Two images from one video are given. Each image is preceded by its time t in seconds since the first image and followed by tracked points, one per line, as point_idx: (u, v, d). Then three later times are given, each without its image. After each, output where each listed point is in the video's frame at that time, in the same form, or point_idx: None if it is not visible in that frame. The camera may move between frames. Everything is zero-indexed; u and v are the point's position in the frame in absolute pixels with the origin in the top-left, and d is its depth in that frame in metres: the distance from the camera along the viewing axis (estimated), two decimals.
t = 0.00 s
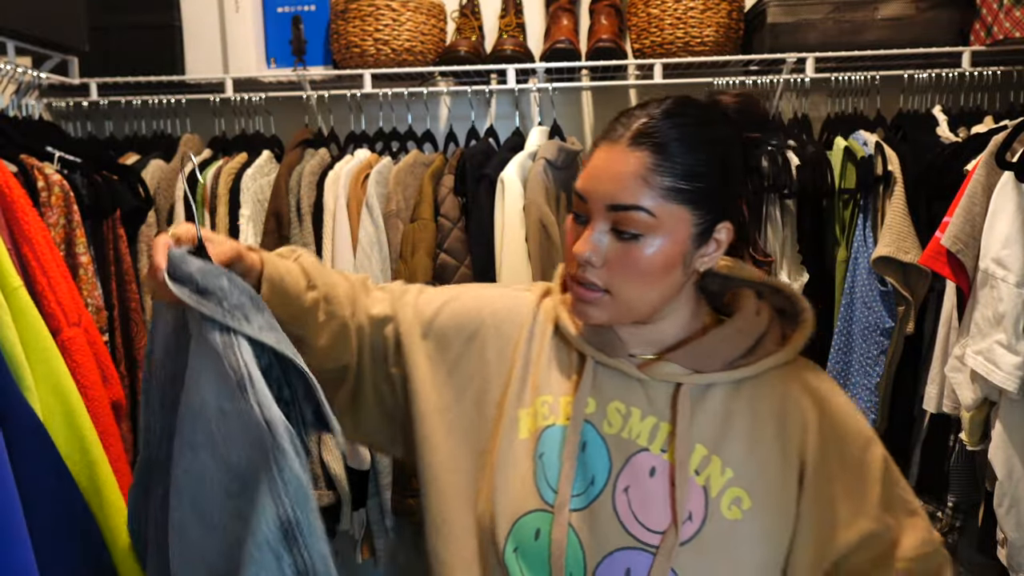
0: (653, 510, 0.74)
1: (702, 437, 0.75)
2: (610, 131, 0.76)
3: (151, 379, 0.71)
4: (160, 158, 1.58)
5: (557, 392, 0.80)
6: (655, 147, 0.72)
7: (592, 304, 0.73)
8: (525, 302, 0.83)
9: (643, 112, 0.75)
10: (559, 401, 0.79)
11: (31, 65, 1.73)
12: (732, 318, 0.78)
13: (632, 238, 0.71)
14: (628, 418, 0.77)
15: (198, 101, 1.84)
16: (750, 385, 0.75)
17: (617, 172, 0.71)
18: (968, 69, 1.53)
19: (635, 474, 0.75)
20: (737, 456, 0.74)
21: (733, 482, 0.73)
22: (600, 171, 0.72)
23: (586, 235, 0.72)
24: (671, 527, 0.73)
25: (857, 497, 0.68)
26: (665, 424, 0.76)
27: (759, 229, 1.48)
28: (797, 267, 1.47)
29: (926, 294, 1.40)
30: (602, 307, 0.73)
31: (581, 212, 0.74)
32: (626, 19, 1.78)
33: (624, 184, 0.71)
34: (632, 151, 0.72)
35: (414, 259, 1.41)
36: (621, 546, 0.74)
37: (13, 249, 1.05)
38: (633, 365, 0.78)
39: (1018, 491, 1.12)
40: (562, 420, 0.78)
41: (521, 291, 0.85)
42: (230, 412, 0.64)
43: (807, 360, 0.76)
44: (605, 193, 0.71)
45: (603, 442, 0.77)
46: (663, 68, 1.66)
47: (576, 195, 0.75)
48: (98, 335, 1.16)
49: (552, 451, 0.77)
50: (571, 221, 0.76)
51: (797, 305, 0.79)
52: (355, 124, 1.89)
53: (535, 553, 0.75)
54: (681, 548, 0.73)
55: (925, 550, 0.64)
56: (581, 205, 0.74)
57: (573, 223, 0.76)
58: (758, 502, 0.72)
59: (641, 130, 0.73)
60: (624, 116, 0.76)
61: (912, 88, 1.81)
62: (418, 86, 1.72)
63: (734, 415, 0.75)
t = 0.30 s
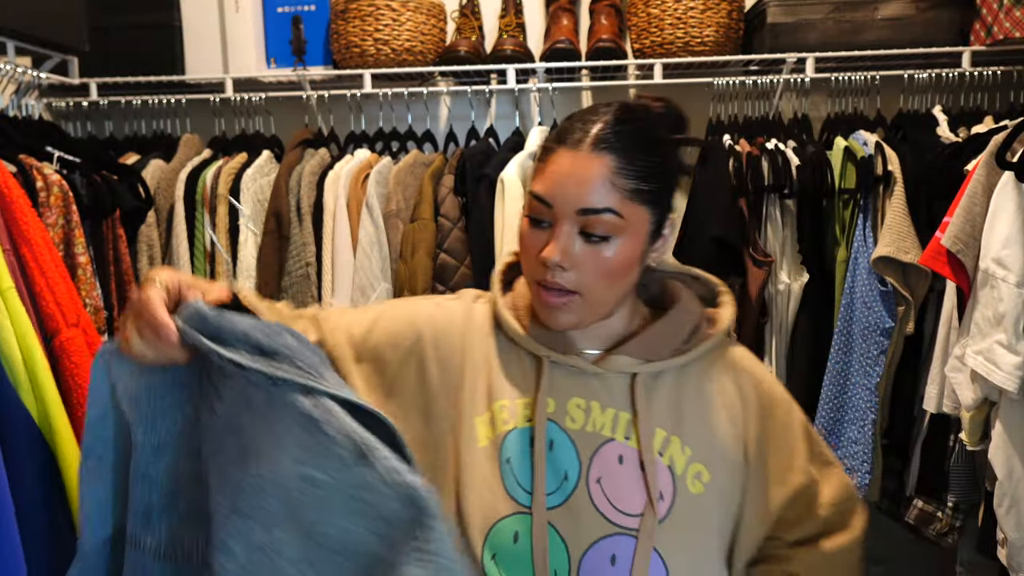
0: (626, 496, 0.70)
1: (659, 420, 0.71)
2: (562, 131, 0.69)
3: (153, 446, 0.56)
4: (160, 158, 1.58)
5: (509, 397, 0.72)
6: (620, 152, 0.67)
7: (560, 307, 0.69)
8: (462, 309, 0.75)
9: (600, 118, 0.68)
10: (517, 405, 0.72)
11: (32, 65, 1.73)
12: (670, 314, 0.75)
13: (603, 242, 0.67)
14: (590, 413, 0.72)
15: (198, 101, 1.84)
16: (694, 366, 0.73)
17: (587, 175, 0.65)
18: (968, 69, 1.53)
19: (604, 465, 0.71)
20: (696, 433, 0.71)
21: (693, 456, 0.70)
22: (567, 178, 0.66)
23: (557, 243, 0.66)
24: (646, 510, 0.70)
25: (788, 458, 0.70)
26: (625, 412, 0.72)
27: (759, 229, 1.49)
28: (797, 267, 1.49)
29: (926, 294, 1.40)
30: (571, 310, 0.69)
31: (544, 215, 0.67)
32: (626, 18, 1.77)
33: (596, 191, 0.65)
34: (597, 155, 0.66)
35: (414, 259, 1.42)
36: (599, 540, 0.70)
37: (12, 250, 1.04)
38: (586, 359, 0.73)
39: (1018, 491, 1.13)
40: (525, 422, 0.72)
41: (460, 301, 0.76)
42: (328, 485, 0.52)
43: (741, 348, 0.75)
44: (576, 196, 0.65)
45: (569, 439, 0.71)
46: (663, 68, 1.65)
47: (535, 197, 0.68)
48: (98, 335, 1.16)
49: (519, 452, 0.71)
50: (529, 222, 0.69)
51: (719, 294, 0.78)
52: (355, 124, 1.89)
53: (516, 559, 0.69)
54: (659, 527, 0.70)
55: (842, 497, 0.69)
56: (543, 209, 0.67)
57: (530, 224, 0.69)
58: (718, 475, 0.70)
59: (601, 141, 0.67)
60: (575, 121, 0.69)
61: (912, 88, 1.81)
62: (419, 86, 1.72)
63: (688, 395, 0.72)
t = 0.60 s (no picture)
0: (618, 481, 0.71)
1: (631, 398, 0.74)
2: (530, 136, 0.69)
3: None
4: (159, 158, 1.58)
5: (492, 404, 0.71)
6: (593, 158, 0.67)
7: (563, 322, 0.70)
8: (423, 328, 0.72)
9: (549, 108, 0.70)
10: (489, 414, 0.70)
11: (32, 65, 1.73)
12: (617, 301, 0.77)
13: (618, 250, 0.69)
14: (572, 406, 0.73)
15: (198, 101, 1.84)
16: (649, 350, 0.78)
17: (607, 183, 0.67)
18: (968, 69, 1.53)
19: (593, 451, 0.71)
20: (665, 409, 0.75)
21: (665, 425, 0.74)
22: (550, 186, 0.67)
23: (580, 253, 0.67)
24: (638, 489, 0.71)
25: (729, 416, 0.78)
26: (603, 399, 0.74)
27: (760, 229, 1.50)
28: (797, 268, 1.50)
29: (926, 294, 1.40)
30: (582, 315, 0.70)
31: (564, 227, 0.67)
32: (626, 18, 1.77)
33: (614, 198, 0.67)
34: (611, 163, 0.68)
35: (413, 259, 1.41)
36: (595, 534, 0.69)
37: (12, 249, 1.04)
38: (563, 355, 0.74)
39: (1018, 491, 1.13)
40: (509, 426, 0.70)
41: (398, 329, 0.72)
42: None
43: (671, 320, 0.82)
44: (598, 208, 0.67)
45: (558, 439, 0.71)
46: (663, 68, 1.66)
47: (554, 210, 0.67)
48: (98, 335, 1.16)
49: (507, 461, 0.69)
50: (540, 235, 0.67)
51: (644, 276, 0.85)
52: (355, 124, 1.89)
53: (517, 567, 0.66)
54: (651, 503, 0.71)
55: (771, 438, 0.79)
56: (562, 220, 0.67)
57: (541, 237, 0.67)
58: (687, 442, 0.75)
59: (562, 141, 0.67)
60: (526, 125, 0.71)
61: (912, 89, 1.81)
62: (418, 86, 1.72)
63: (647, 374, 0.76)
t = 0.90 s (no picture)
0: (670, 483, 0.70)
1: (666, 403, 0.74)
2: (569, 127, 0.69)
3: None
4: (160, 159, 1.58)
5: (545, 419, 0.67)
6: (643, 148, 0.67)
7: (619, 327, 0.68)
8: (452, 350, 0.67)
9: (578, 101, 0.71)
10: (541, 432, 0.67)
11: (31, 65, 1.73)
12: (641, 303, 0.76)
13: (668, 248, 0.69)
14: (616, 413, 0.71)
15: (198, 101, 1.84)
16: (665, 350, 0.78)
17: (662, 178, 0.67)
18: (968, 69, 1.53)
19: (642, 456, 0.70)
20: (688, 409, 0.76)
21: (693, 427, 0.76)
22: (606, 178, 0.65)
23: (647, 251, 0.66)
24: (690, 493, 0.71)
25: (723, 410, 0.84)
26: (640, 403, 0.73)
27: (760, 230, 1.50)
28: (798, 268, 1.50)
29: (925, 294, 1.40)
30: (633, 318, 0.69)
31: (630, 224, 0.65)
32: (626, 19, 1.77)
33: (669, 194, 0.67)
34: (661, 157, 0.68)
35: (414, 260, 1.41)
36: (664, 544, 0.68)
37: (13, 249, 1.04)
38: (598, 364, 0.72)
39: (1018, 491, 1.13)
40: (567, 443, 0.67)
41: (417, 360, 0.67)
42: None
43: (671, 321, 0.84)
44: (660, 204, 0.67)
45: (610, 447, 0.69)
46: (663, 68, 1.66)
47: (619, 207, 0.65)
48: (100, 334, 1.16)
49: (569, 479, 0.66)
50: (604, 234, 0.66)
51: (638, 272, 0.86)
52: (355, 124, 1.89)
53: None
54: (699, 498, 0.71)
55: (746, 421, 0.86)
56: (627, 216, 0.65)
57: (605, 236, 0.66)
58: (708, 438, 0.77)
59: (601, 131, 0.67)
60: (561, 116, 0.70)
61: (912, 89, 1.81)
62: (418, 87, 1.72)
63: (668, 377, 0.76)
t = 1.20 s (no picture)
0: (732, 482, 0.72)
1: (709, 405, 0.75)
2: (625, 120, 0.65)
3: None
4: (159, 159, 1.58)
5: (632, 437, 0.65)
6: (717, 145, 0.64)
7: (695, 338, 0.64)
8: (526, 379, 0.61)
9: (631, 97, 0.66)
10: (632, 456, 0.64)
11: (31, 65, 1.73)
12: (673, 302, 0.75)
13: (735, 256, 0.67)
14: (679, 423, 0.71)
15: (198, 101, 1.84)
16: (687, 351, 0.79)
17: (738, 181, 0.64)
18: (968, 69, 1.53)
19: (709, 461, 0.71)
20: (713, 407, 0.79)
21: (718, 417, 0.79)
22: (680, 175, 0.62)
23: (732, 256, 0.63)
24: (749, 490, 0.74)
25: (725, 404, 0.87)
26: (691, 410, 0.74)
27: (760, 230, 1.50)
28: (797, 268, 1.50)
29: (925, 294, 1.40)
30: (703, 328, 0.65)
31: (716, 230, 0.62)
32: (626, 19, 1.77)
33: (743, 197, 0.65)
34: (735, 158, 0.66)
35: (414, 260, 1.41)
36: (746, 542, 0.71)
37: (13, 249, 1.05)
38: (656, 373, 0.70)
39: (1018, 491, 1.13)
40: (656, 460, 0.66)
41: (494, 391, 0.60)
42: None
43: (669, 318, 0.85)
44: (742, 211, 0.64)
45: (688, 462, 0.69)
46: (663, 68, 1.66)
47: (705, 211, 0.62)
48: (99, 334, 1.16)
49: (667, 496, 0.65)
50: (693, 240, 0.62)
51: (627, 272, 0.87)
52: (355, 124, 1.89)
53: None
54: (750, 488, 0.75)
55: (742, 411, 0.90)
56: (712, 222, 0.62)
57: (692, 242, 0.62)
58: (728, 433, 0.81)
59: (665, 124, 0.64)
60: (621, 109, 0.65)
61: (912, 89, 1.81)
62: (418, 87, 1.72)
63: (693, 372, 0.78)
